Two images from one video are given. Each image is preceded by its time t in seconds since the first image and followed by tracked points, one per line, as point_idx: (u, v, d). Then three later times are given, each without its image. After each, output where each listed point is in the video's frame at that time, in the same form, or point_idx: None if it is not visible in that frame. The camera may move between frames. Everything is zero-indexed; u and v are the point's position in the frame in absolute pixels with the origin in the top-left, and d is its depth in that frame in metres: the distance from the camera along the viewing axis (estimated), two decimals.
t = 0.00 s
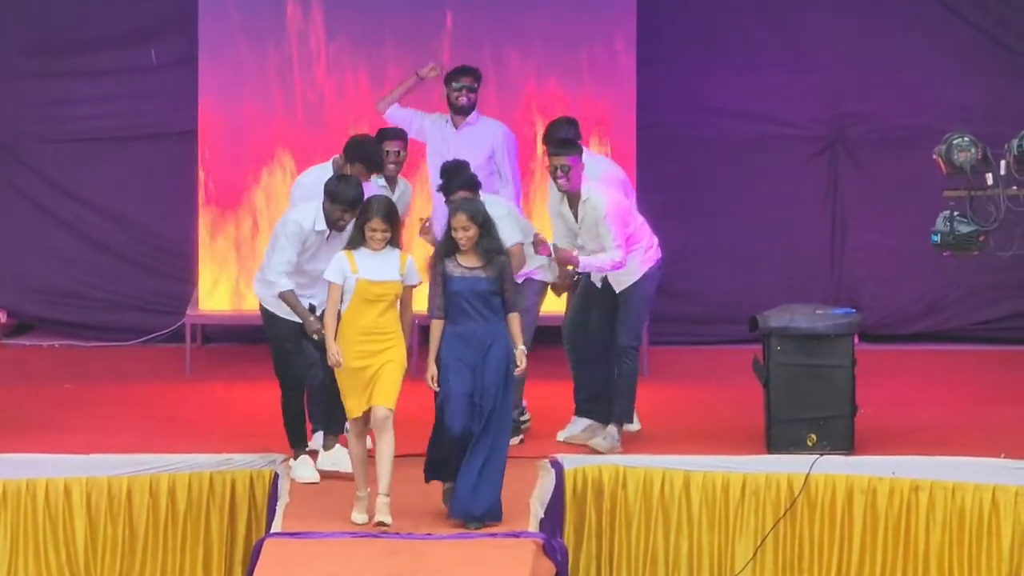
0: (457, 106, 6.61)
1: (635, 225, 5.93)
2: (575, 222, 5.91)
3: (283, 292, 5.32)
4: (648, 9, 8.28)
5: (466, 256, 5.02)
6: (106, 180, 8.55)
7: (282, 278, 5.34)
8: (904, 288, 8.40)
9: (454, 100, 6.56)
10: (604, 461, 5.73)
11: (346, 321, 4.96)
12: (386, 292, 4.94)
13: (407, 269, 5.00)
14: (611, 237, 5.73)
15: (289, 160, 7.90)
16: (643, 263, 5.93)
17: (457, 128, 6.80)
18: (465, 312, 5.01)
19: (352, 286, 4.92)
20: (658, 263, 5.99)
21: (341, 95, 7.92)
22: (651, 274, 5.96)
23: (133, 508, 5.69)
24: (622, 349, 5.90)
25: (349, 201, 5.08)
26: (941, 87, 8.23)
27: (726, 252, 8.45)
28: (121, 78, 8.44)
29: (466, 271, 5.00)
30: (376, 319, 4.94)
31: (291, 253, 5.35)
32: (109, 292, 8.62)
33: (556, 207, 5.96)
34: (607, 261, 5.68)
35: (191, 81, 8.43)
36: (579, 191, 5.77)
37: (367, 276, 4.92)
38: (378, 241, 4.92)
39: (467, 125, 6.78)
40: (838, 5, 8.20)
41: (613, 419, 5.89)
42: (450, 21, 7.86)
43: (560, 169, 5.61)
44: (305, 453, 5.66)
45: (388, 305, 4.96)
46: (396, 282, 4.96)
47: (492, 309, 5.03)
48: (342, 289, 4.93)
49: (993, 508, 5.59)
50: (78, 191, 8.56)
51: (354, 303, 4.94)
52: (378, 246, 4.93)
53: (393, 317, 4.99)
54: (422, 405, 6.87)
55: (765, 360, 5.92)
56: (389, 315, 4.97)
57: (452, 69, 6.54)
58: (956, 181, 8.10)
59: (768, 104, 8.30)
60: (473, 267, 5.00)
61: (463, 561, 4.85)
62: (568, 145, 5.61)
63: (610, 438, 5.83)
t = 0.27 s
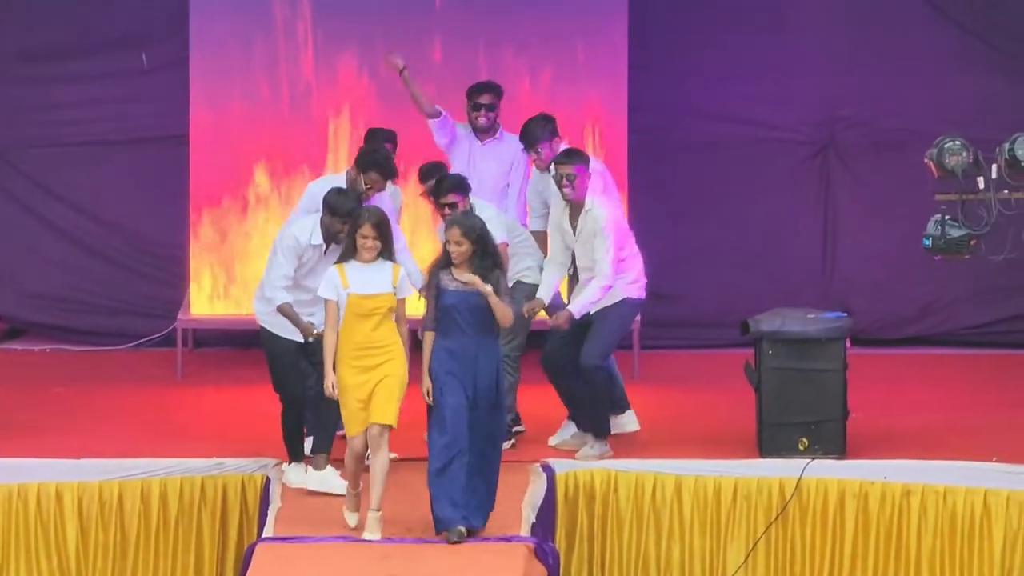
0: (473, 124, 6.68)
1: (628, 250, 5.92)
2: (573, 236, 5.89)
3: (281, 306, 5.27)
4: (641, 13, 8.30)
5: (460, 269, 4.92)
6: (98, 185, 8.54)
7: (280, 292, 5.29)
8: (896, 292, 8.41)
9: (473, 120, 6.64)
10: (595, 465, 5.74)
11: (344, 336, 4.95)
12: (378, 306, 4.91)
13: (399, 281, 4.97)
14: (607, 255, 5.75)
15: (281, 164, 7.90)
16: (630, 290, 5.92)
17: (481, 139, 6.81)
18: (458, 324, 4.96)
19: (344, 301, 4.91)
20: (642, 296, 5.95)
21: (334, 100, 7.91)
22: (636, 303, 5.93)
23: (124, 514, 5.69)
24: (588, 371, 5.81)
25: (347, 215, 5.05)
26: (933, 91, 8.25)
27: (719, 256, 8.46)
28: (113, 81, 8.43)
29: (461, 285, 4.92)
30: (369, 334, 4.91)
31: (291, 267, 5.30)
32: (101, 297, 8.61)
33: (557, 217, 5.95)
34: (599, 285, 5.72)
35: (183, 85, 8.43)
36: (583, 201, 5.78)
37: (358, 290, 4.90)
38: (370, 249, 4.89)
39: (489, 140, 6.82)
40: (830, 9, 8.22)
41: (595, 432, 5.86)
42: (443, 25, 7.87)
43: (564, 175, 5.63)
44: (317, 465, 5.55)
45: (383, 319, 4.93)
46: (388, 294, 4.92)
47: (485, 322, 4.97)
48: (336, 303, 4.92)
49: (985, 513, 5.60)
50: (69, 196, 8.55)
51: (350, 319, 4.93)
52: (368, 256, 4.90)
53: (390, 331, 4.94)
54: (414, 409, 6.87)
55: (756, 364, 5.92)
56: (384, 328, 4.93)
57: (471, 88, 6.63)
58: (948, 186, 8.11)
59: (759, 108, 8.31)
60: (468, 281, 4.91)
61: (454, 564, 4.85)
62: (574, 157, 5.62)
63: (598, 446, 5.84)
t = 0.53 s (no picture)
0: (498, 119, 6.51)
1: (623, 237, 5.94)
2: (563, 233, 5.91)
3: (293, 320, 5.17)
4: (634, 17, 8.31)
5: (454, 273, 4.71)
6: (91, 189, 8.54)
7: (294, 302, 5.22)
8: (889, 296, 8.41)
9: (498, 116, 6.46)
10: (589, 470, 5.75)
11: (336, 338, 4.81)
12: (371, 309, 4.75)
13: (395, 281, 4.78)
14: (602, 249, 5.77)
15: (275, 168, 7.90)
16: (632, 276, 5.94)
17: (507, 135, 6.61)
18: (450, 329, 4.70)
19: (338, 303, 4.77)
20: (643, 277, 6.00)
21: (327, 104, 7.92)
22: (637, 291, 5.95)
23: (117, 518, 5.69)
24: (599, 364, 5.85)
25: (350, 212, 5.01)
26: (926, 96, 8.26)
27: (712, 260, 8.47)
28: (106, 85, 8.43)
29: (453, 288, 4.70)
30: (363, 339, 4.75)
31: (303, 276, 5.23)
32: (94, 301, 8.60)
33: (546, 218, 5.96)
34: (599, 275, 5.73)
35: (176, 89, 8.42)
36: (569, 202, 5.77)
37: (351, 292, 4.74)
38: (364, 245, 4.72)
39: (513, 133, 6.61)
40: (824, 13, 8.23)
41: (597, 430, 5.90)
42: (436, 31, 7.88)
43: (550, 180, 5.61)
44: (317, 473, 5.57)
45: (377, 323, 4.78)
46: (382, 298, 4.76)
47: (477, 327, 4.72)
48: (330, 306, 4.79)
49: (977, 516, 5.62)
50: (63, 200, 8.55)
51: (343, 324, 4.77)
52: (362, 254, 4.73)
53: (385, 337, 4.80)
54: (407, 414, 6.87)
55: (749, 368, 5.94)
56: (379, 334, 4.78)
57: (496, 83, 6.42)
58: (941, 190, 8.13)
59: (752, 112, 8.32)
60: (461, 284, 4.70)
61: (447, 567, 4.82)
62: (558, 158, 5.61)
63: (593, 449, 5.86)
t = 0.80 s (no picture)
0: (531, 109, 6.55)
1: (621, 239, 5.92)
2: (560, 236, 5.86)
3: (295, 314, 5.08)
4: (632, 18, 8.31)
5: (447, 279, 4.68)
6: (89, 190, 8.54)
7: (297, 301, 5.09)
8: (886, 298, 8.41)
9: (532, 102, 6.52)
10: (586, 471, 5.76)
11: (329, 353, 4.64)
12: (369, 322, 4.61)
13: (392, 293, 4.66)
14: (598, 250, 5.74)
15: (272, 168, 7.91)
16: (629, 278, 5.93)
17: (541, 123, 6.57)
18: (445, 334, 4.67)
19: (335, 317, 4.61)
20: (641, 280, 5.99)
21: (324, 105, 7.92)
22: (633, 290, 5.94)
23: (114, 518, 5.68)
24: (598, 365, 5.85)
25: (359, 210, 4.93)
26: (923, 98, 8.27)
27: (709, 262, 8.47)
28: (104, 86, 8.43)
29: (447, 294, 4.67)
30: (358, 351, 4.61)
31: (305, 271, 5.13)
32: (92, 301, 8.59)
33: (541, 221, 5.91)
34: (598, 276, 5.71)
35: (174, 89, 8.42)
36: (566, 205, 5.75)
37: (349, 305, 4.60)
38: (360, 256, 4.58)
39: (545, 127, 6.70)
40: (821, 15, 8.23)
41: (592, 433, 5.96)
42: (435, 32, 7.87)
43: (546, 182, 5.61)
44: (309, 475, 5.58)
45: (374, 335, 4.63)
46: (380, 309, 4.63)
47: (472, 332, 4.68)
48: (326, 319, 4.61)
49: (975, 519, 5.61)
50: (61, 201, 8.54)
51: (339, 334, 4.62)
52: (359, 265, 4.59)
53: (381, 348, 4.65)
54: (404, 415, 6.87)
55: (747, 370, 5.94)
56: (375, 345, 4.64)
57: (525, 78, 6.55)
58: (939, 192, 8.13)
59: (750, 114, 8.32)
60: (454, 289, 4.67)
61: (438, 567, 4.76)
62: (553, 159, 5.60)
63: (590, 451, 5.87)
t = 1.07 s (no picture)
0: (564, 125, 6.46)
1: (620, 254, 5.90)
2: (564, 240, 5.82)
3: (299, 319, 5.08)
4: (632, 16, 8.31)
5: (451, 281, 4.57)
6: (89, 188, 8.54)
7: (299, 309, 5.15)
8: (885, 296, 8.41)
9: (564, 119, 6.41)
10: (584, 469, 5.75)
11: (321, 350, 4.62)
12: (362, 319, 4.60)
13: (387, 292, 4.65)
14: (599, 259, 5.69)
15: (272, 166, 7.91)
16: (620, 294, 5.90)
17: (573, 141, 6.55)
18: (450, 337, 4.56)
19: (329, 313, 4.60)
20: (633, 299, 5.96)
21: (324, 104, 7.92)
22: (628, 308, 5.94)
23: (113, 516, 5.68)
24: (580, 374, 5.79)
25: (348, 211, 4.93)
26: (923, 96, 8.27)
27: (709, 260, 8.46)
28: (104, 84, 8.43)
29: (451, 297, 4.55)
30: (350, 349, 4.59)
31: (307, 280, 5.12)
32: (92, 299, 8.59)
33: (548, 224, 5.84)
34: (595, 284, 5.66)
35: (174, 87, 8.42)
36: (573, 208, 5.73)
37: (343, 301, 4.58)
38: (357, 253, 4.56)
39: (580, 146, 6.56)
40: (821, 13, 8.23)
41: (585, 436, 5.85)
42: (435, 30, 7.87)
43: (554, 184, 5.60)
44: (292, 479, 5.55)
45: (366, 333, 4.61)
46: (374, 307, 4.61)
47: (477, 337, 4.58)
48: (320, 317, 4.60)
49: (974, 517, 5.61)
50: (60, 199, 8.54)
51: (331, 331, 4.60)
52: (356, 263, 4.58)
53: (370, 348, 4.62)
54: (402, 413, 6.88)
55: (746, 367, 5.93)
56: (368, 343, 4.62)
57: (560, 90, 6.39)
58: (939, 190, 8.12)
59: (750, 112, 8.31)
60: (458, 292, 4.55)
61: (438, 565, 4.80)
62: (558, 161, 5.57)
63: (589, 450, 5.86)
